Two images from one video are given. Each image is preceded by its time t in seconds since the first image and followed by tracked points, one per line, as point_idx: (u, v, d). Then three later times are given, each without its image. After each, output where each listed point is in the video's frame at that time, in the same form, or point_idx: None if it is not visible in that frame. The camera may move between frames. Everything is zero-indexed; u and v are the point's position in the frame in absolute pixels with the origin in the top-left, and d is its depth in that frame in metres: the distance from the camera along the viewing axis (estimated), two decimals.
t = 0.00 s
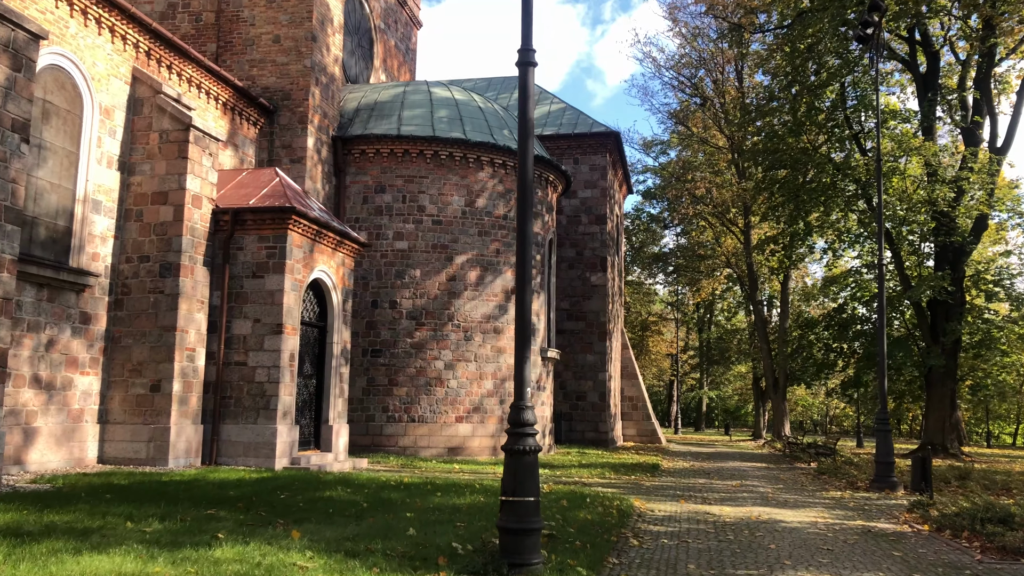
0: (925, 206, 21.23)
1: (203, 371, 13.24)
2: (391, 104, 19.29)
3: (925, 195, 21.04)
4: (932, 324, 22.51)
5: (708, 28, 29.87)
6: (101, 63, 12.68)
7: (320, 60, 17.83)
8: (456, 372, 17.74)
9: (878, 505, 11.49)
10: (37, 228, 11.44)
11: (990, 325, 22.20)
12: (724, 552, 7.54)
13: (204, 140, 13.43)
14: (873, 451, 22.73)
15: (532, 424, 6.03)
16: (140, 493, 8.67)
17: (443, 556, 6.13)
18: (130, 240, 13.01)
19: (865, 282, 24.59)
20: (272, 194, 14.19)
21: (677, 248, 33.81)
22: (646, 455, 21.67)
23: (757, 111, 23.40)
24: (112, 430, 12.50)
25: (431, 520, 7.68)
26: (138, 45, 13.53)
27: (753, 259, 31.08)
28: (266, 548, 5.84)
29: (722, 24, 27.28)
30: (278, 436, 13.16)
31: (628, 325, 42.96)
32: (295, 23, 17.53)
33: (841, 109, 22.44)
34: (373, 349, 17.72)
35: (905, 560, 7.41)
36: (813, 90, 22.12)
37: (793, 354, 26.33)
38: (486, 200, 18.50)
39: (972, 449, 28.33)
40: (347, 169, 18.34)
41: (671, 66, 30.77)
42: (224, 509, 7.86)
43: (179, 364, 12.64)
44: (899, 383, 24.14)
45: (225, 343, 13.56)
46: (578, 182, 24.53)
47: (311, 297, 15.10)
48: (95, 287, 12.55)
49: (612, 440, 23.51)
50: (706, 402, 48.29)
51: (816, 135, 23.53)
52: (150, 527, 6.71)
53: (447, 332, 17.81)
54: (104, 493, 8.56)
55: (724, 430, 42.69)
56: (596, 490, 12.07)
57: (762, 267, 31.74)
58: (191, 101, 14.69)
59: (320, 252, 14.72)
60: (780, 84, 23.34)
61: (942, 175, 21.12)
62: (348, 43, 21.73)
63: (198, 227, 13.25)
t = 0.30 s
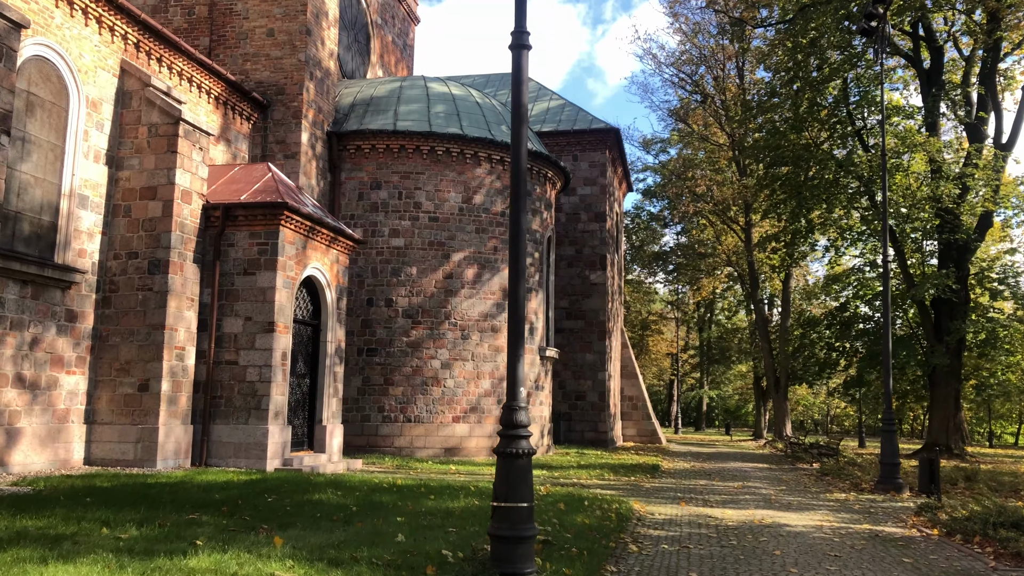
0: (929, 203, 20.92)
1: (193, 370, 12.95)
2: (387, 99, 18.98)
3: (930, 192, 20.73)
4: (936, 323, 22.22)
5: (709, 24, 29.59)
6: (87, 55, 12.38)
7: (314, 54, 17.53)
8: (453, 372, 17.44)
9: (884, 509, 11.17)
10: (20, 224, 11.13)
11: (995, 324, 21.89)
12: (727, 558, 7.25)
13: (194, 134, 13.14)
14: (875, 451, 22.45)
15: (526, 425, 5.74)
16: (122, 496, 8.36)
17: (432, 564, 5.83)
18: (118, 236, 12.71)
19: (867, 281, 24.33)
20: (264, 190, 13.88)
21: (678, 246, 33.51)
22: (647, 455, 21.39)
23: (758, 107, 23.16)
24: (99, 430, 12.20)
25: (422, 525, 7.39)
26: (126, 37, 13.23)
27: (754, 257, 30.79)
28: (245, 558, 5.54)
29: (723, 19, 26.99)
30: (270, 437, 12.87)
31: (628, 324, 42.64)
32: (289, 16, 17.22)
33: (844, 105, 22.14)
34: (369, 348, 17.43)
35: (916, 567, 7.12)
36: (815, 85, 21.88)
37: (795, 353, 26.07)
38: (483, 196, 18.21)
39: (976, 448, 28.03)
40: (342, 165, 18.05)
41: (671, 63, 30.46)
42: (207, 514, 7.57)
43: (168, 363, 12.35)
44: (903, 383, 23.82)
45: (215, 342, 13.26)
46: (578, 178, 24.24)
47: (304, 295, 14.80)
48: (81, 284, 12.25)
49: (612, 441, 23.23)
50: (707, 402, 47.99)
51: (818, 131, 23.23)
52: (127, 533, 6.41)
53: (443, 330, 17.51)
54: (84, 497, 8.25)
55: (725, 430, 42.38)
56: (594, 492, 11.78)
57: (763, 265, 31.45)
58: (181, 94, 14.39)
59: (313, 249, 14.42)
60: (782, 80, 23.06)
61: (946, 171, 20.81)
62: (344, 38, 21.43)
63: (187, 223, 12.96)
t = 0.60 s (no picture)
0: (931, 200, 20.67)
1: (182, 368, 12.68)
2: (382, 94, 18.71)
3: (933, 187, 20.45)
4: (939, 321, 21.97)
5: (709, 21, 29.34)
6: (73, 46, 12.12)
7: (308, 48, 17.26)
8: (449, 370, 17.17)
9: (889, 510, 10.91)
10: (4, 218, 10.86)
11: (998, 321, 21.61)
12: (728, 562, 6.98)
13: (183, 127, 12.87)
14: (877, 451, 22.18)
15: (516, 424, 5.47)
16: (103, 498, 8.09)
17: (418, 569, 5.57)
18: (105, 231, 12.44)
19: (868, 279, 24.04)
20: (256, 184, 13.61)
21: (677, 244, 33.24)
22: (646, 455, 21.12)
23: (759, 103, 22.90)
24: (85, 429, 11.93)
25: (412, 528, 7.12)
26: (114, 28, 12.96)
27: (755, 255, 30.53)
28: (221, 564, 5.27)
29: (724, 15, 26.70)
30: (260, 436, 12.59)
31: (628, 323, 42.38)
32: (283, 9, 16.95)
33: (846, 101, 21.86)
34: (364, 346, 17.15)
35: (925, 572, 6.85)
36: (817, 80, 21.60)
37: (796, 352, 25.82)
38: (480, 192, 17.93)
39: (978, 448, 27.75)
40: (336, 160, 17.77)
41: (671, 59, 30.20)
42: (188, 516, 7.30)
43: (156, 361, 12.09)
44: (905, 381, 23.54)
45: (205, 339, 12.99)
46: (576, 175, 23.96)
47: (296, 292, 14.52)
48: (67, 280, 11.98)
49: (610, 440, 22.97)
50: (707, 401, 47.73)
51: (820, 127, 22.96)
52: (102, 537, 6.13)
53: (440, 328, 17.24)
54: (63, 498, 7.98)
55: (726, 430, 42.09)
56: (591, 492, 11.51)
57: (763, 263, 31.19)
58: (171, 87, 14.12)
59: (305, 245, 14.15)
60: (782, 75, 22.81)
61: (949, 167, 20.55)
62: (340, 33, 21.17)
63: (176, 217, 12.69)
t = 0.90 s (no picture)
0: (936, 197, 20.35)
1: (169, 369, 12.37)
2: (377, 89, 18.38)
3: (938, 184, 20.12)
4: (943, 321, 21.64)
5: (710, 18, 29.02)
6: (56, 38, 11.81)
7: (301, 42, 16.96)
8: (445, 371, 16.85)
9: (895, 515, 10.59)
10: None
11: (1004, 321, 21.27)
12: (730, 573, 6.66)
13: (171, 122, 12.56)
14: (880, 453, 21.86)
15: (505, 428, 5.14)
16: (79, 504, 7.78)
17: None
18: (90, 229, 12.12)
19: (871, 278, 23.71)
20: (245, 180, 13.29)
21: (678, 244, 32.93)
22: (646, 456, 20.78)
23: (760, 100, 22.61)
24: (69, 432, 11.62)
25: (398, 536, 6.80)
26: (99, 20, 12.64)
27: (756, 254, 30.21)
28: None
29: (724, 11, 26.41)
30: (249, 439, 12.28)
31: (627, 323, 42.05)
32: (274, 3, 16.64)
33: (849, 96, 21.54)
34: (358, 346, 16.84)
35: None
36: (819, 75, 21.28)
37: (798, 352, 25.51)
38: (476, 189, 17.62)
39: (982, 449, 27.44)
40: (330, 157, 17.45)
41: (671, 57, 29.90)
42: (166, 524, 7.00)
43: (142, 361, 11.78)
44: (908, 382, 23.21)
45: (192, 339, 12.68)
46: (574, 173, 23.64)
47: (287, 291, 14.20)
48: (50, 278, 11.66)
49: (610, 442, 22.65)
50: (707, 402, 47.40)
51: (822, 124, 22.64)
52: (69, 547, 5.81)
53: (435, 328, 16.92)
54: (38, 504, 7.67)
55: (727, 430, 41.77)
56: (589, 497, 11.18)
57: (764, 263, 30.87)
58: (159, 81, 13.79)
59: (296, 243, 13.83)
60: (784, 71, 22.51)
61: (954, 164, 20.23)
62: (335, 28, 20.87)
63: (163, 214, 12.38)
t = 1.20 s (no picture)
0: (939, 192, 20.06)
1: (158, 365, 12.10)
2: (373, 82, 18.10)
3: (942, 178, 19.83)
4: (947, 318, 21.36)
5: (711, 13, 28.73)
6: (42, 26, 11.53)
7: (295, 34, 16.69)
8: (442, 368, 16.57)
9: (901, 515, 10.31)
10: None
11: (1009, 318, 20.97)
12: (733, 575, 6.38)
13: (160, 113, 12.29)
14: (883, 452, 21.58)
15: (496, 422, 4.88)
16: (58, 503, 7.51)
17: None
18: (77, 222, 11.85)
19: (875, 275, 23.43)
20: (237, 173, 13.02)
21: (678, 241, 32.65)
22: (646, 455, 20.51)
23: (761, 94, 22.36)
24: (55, 430, 11.35)
25: (388, 537, 6.52)
26: (87, 8, 12.36)
27: (757, 251, 29.93)
28: None
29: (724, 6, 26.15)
30: (241, 437, 12.00)
31: (628, 321, 41.77)
32: None
33: (852, 90, 21.27)
34: (353, 343, 16.57)
35: None
36: (821, 69, 20.98)
37: (800, 350, 25.25)
38: (473, 184, 17.34)
39: (986, 449, 27.13)
40: (325, 151, 17.17)
41: (671, 52, 29.64)
42: (146, 524, 6.73)
43: (130, 357, 11.51)
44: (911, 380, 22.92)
45: (183, 335, 12.41)
46: (574, 169, 23.36)
47: (280, 286, 13.92)
48: (36, 272, 11.39)
49: (609, 441, 22.38)
50: (708, 401, 47.13)
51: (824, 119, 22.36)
52: (40, 548, 5.54)
53: (432, 325, 16.64)
54: (16, 503, 7.40)
55: (728, 430, 41.47)
56: (588, 496, 10.89)
57: (765, 260, 30.59)
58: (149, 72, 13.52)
59: (289, 237, 13.56)
60: (786, 65, 22.26)
61: (959, 159, 19.93)
62: (331, 22, 20.61)
63: (153, 207, 12.10)
